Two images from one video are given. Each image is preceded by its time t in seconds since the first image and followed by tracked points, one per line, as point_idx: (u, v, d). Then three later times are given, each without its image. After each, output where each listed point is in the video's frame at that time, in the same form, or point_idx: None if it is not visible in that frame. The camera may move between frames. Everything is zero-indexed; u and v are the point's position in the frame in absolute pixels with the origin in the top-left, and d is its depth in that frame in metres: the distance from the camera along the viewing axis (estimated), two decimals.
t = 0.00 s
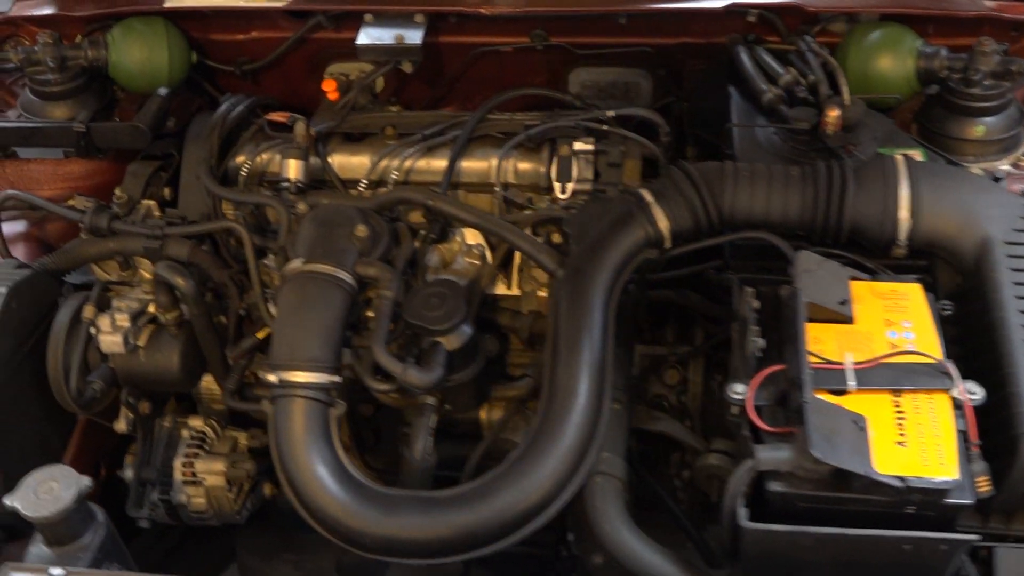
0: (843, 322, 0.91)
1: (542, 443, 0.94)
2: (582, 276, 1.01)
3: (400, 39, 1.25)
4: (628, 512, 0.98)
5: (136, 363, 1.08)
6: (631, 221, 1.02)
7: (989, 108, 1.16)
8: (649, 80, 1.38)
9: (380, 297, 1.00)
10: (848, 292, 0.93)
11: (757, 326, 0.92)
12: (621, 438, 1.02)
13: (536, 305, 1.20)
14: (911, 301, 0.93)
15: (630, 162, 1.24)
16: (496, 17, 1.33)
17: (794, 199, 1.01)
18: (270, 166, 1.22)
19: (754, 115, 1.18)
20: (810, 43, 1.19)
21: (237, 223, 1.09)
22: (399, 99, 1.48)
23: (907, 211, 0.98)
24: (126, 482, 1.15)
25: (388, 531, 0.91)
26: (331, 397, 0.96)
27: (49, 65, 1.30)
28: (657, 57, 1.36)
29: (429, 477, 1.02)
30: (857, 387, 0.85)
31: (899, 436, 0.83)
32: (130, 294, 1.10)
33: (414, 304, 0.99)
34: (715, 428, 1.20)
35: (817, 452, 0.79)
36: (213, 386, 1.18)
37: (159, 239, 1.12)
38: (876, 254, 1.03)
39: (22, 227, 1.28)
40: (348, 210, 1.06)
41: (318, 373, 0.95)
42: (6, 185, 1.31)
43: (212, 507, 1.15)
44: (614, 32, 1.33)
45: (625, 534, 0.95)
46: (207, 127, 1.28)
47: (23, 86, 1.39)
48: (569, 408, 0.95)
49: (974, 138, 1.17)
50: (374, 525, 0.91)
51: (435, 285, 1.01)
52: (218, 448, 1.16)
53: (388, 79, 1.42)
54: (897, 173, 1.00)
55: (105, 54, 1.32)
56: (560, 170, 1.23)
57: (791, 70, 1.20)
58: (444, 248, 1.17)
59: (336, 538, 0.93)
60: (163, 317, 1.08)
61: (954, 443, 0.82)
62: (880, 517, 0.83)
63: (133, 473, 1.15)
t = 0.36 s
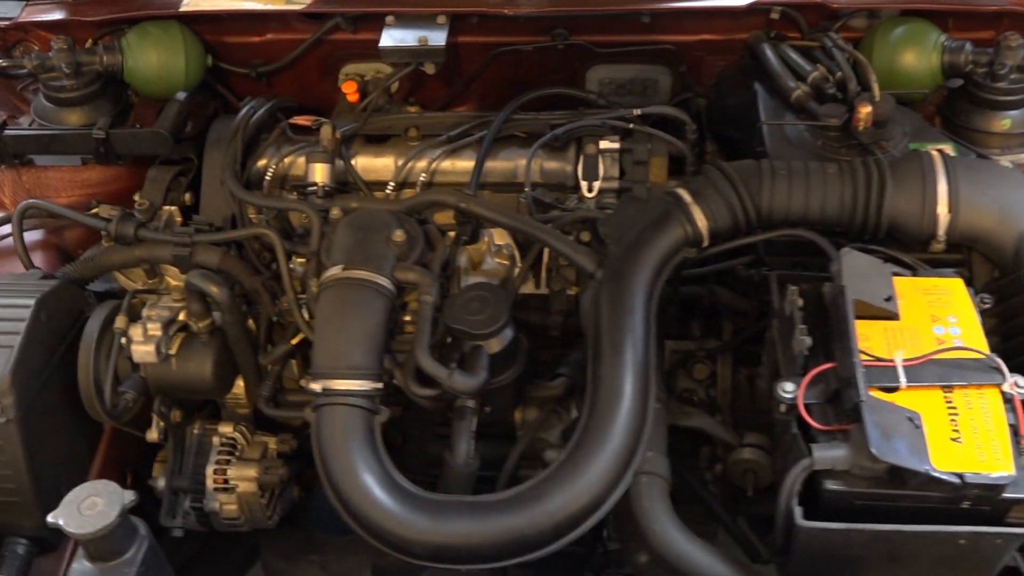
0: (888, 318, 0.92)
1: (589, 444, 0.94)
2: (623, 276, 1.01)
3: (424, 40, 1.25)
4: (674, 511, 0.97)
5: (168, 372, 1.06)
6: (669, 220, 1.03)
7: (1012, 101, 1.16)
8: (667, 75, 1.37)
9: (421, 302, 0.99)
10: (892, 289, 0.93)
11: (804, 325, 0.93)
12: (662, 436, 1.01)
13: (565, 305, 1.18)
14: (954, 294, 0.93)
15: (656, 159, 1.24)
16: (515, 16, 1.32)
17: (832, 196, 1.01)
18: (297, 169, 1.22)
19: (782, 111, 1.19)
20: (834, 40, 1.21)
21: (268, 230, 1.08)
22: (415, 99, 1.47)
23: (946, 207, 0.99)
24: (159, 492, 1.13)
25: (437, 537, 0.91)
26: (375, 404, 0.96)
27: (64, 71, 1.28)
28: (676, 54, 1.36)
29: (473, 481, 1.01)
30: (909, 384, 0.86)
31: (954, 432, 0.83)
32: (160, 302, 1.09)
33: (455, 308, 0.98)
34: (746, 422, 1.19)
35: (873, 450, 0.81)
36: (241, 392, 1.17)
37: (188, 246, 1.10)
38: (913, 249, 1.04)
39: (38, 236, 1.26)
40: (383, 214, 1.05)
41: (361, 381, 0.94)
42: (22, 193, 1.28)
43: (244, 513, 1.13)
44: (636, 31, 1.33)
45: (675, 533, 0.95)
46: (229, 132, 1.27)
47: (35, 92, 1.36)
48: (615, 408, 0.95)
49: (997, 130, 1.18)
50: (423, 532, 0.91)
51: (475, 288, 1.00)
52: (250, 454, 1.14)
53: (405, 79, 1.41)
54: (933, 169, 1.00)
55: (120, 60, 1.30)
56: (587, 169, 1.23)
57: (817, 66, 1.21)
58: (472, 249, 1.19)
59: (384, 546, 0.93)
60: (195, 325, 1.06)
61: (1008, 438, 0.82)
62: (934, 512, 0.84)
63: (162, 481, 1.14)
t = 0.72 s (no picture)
0: (928, 312, 0.93)
1: (633, 442, 0.95)
2: (659, 273, 1.02)
3: (447, 39, 1.24)
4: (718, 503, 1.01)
5: (201, 378, 1.06)
6: (703, 217, 1.03)
7: None
8: (686, 71, 1.40)
9: (459, 302, 0.99)
10: (931, 283, 0.94)
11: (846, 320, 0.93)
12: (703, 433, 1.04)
13: (594, 301, 1.22)
14: (991, 286, 0.95)
15: (681, 155, 1.25)
16: (536, 15, 1.32)
17: (866, 190, 1.03)
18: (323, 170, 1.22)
19: (806, 106, 1.19)
20: (855, 35, 1.22)
21: (300, 232, 1.08)
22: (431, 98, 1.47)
23: (980, 201, 1.01)
24: (193, 497, 1.14)
25: (485, 538, 0.91)
26: (417, 406, 0.95)
27: (80, 74, 1.26)
28: (694, 49, 1.37)
29: (514, 478, 1.02)
30: (953, 377, 0.87)
31: (1001, 424, 0.85)
32: (190, 306, 1.08)
33: (495, 309, 0.99)
34: (776, 415, 1.22)
35: (931, 449, 0.81)
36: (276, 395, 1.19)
37: (217, 248, 1.09)
38: (944, 241, 1.06)
39: (58, 241, 1.26)
40: (415, 215, 1.05)
41: (401, 383, 0.94)
42: (42, 198, 1.27)
43: (279, 516, 1.14)
44: (655, 28, 1.33)
45: (716, 525, 0.98)
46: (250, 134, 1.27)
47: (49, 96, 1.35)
48: (658, 405, 0.96)
49: (1017, 123, 1.20)
50: (471, 533, 0.91)
51: (514, 287, 1.01)
52: (281, 456, 1.15)
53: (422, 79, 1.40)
54: (965, 162, 1.02)
55: (137, 61, 1.29)
56: (613, 166, 1.24)
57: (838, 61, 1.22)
58: (500, 247, 1.19)
59: (430, 547, 0.93)
60: (227, 329, 1.06)
61: None
62: (981, 504, 0.85)
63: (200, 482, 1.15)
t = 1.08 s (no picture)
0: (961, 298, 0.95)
1: (673, 433, 0.97)
2: (691, 265, 1.04)
3: (466, 35, 1.24)
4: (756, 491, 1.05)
5: (234, 377, 1.05)
6: (733, 208, 1.05)
7: None
8: (696, 66, 1.42)
9: (495, 297, 0.99)
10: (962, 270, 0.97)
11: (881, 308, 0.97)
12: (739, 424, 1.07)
13: (617, 293, 1.25)
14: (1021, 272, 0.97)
15: (701, 148, 1.27)
16: (553, 11, 1.34)
17: (893, 180, 1.05)
18: (345, 169, 1.22)
19: (825, 99, 1.21)
20: (870, 28, 1.24)
21: (330, 230, 1.08)
22: (446, 95, 1.48)
23: (1005, 190, 1.02)
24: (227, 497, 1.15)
25: (531, 530, 0.92)
26: (457, 400, 0.96)
27: (96, 74, 1.25)
28: (707, 44, 1.39)
29: (553, 471, 1.03)
30: (991, 360, 0.90)
31: None
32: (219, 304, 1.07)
33: (532, 302, 1.00)
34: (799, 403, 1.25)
35: (977, 433, 0.84)
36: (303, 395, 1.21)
37: (246, 247, 1.09)
38: (968, 229, 1.08)
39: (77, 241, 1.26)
40: (448, 211, 1.05)
41: (441, 378, 0.94)
42: (60, 199, 1.26)
43: (311, 514, 1.16)
44: (670, 23, 1.35)
45: (754, 511, 1.01)
46: (269, 133, 1.26)
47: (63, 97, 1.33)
48: (695, 396, 0.98)
49: None
50: (517, 526, 0.92)
51: (549, 281, 1.02)
52: (311, 454, 1.16)
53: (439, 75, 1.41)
54: (989, 151, 1.04)
55: (153, 61, 1.28)
56: (633, 160, 1.26)
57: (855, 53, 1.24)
58: (524, 241, 1.19)
59: (476, 541, 0.94)
60: (259, 328, 1.05)
61: None
62: (1017, 484, 0.89)
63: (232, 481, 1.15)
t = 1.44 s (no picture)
0: (981, 278, 1.00)
1: (708, 416, 0.98)
2: (718, 251, 1.06)
3: (482, 29, 1.25)
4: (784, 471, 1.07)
5: (265, 372, 1.05)
6: (757, 195, 1.07)
7: None
8: (699, 60, 1.45)
9: (529, 286, 1.00)
10: (981, 252, 1.01)
11: (907, 289, 0.99)
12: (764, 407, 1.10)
13: (632, 283, 1.27)
14: None
15: (712, 138, 1.30)
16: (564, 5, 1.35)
17: (910, 165, 1.09)
18: (366, 162, 1.24)
19: (835, 88, 1.25)
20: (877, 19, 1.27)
21: (356, 224, 1.08)
22: (454, 90, 1.49)
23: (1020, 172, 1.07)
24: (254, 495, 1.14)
25: (574, 515, 0.93)
26: (496, 387, 0.97)
27: (110, 73, 1.24)
28: (712, 37, 1.42)
29: (586, 458, 1.05)
30: (1014, 336, 0.94)
31: None
32: (246, 298, 1.07)
33: (565, 289, 1.01)
34: (812, 389, 1.28)
35: (1011, 407, 0.90)
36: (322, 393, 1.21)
37: (272, 242, 1.09)
38: (982, 211, 1.12)
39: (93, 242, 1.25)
40: (477, 203, 1.06)
41: (480, 366, 0.95)
42: (74, 199, 1.25)
43: (337, 510, 1.16)
44: (679, 16, 1.37)
45: (786, 492, 1.03)
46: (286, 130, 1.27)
47: (72, 97, 1.32)
48: (728, 379, 0.99)
49: None
50: (560, 512, 0.93)
51: (581, 269, 1.03)
52: (337, 450, 1.16)
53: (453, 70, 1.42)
54: (1002, 136, 1.08)
55: (166, 59, 1.28)
56: (647, 152, 1.28)
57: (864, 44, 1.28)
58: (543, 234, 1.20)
59: (519, 528, 0.95)
60: (289, 323, 1.05)
61: None
62: None
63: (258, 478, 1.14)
